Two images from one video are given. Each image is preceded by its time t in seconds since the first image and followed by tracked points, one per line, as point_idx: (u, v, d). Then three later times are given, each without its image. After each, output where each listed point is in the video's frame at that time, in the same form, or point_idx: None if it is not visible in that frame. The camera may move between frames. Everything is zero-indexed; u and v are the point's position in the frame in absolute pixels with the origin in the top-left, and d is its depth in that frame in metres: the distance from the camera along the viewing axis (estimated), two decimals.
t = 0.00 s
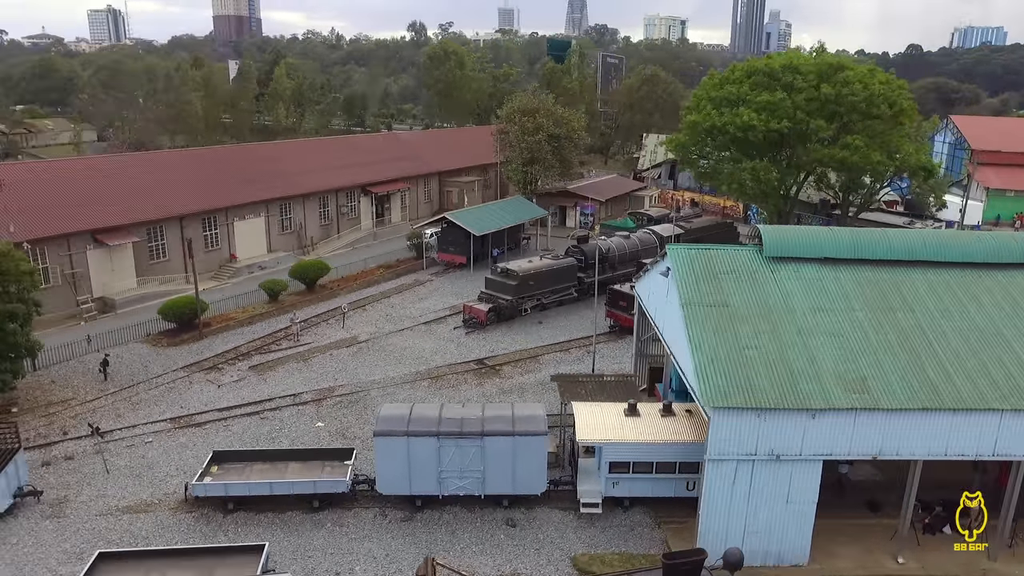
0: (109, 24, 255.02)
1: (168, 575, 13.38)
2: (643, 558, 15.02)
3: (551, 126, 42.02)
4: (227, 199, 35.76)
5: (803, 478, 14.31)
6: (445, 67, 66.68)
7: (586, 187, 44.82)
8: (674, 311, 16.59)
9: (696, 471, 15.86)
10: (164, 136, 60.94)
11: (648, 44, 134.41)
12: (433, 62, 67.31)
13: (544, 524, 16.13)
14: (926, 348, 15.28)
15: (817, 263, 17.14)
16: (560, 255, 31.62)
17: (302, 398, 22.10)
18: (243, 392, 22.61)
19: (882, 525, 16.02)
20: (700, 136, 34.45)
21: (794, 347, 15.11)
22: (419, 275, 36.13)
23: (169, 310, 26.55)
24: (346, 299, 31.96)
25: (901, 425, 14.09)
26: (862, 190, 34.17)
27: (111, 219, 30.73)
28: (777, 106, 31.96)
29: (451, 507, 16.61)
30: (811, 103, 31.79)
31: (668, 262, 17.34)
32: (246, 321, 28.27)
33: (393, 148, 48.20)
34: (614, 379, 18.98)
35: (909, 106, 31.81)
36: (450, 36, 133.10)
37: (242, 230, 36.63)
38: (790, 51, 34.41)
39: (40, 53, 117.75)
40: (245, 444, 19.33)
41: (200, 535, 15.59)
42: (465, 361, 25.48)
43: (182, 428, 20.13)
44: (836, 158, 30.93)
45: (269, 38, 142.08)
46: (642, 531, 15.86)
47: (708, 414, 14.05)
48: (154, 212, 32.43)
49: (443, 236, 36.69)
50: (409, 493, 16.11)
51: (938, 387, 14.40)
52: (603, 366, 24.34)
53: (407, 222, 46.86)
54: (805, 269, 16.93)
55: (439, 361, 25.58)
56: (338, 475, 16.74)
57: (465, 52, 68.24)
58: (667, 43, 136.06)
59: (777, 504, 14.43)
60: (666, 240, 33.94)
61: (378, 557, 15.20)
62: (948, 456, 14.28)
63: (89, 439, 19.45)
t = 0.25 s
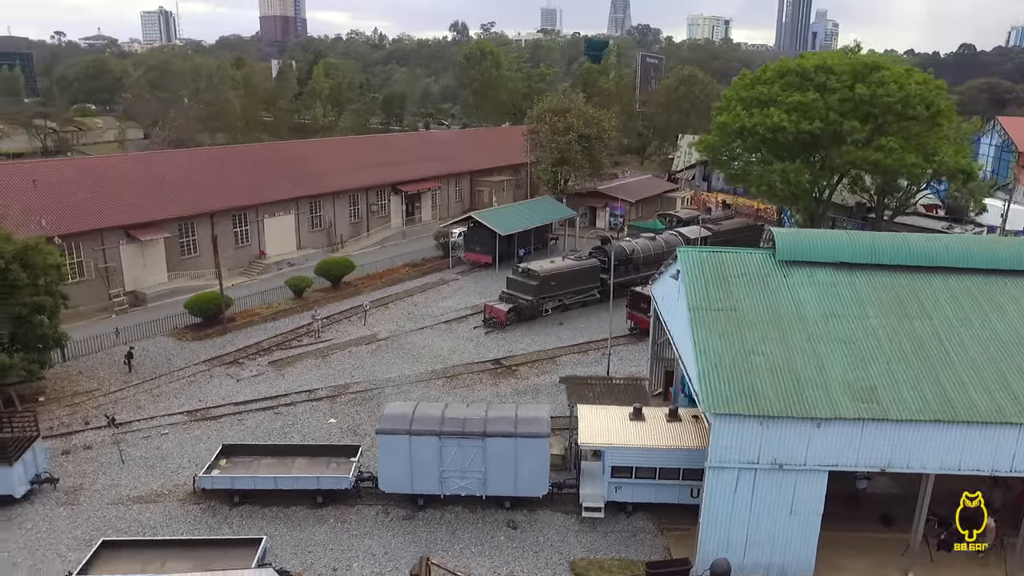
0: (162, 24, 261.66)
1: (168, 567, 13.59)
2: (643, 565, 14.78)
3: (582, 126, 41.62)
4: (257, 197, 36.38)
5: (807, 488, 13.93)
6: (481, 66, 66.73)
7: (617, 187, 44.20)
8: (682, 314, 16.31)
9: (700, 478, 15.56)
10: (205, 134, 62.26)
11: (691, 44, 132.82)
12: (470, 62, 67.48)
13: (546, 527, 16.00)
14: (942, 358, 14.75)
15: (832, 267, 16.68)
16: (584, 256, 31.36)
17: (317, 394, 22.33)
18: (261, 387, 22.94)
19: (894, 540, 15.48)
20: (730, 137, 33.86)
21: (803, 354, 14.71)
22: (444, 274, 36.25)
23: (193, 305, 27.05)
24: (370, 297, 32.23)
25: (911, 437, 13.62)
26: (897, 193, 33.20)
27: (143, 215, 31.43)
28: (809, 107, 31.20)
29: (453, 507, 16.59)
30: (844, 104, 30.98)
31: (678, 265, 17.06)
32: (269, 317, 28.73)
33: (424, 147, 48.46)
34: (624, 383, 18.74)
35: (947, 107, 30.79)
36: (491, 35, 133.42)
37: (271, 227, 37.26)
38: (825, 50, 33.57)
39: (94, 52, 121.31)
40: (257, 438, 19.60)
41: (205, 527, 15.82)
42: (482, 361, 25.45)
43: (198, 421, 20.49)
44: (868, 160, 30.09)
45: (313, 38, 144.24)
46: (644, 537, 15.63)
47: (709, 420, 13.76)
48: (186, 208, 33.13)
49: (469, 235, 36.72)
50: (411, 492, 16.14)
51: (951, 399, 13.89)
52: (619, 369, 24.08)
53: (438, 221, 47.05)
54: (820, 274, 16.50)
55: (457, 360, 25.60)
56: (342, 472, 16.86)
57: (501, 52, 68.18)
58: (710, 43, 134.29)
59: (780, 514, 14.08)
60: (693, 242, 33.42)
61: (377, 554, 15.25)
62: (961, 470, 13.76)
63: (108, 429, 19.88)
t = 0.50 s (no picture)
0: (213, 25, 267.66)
1: (167, 558, 13.81)
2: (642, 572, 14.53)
3: (612, 126, 41.04)
4: (287, 195, 36.94)
5: (811, 501, 13.53)
6: (517, 67, 66.56)
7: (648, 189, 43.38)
8: (690, 318, 16.03)
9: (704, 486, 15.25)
10: (245, 132, 63.46)
11: (735, 45, 130.94)
12: (506, 62, 67.39)
13: (547, 531, 15.85)
14: (958, 369, 14.22)
15: (847, 273, 16.20)
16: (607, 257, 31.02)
17: (332, 391, 22.55)
18: (278, 383, 23.27)
19: (905, 556, 14.93)
20: (760, 139, 33.24)
21: (810, 362, 14.32)
22: (469, 274, 36.27)
23: (218, 301, 27.54)
24: (394, 295, 32.46)
25: (920, 451, 13.15)
26: (934, 197, 32.15)
27: (175, 212, 32.13)
28: (842, 108, 30.43)
29: (455, 508, 16.57)
30: (878, 105, 30.13)
31: (688, 268, 16.79)
32: (292, 314, 29.15)
33: (456, 147, 48.62)
34: (633, 387, 18.49)
35: (987, 108, 29.71)
36: (532, 35, 133.35)
37: (300, 225, 37.79)
38: (860, 50, 32.71)
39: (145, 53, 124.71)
40: (270, 434, 19.85)
41: (210, 520, 16.06)
42: (498, 362, 25.38)
43: (213, 415, 20.85)
44: (901, 162, 29.23)
45: (357, 39, 146.17)
46: (645, 544, 15.39)
47: (709, 428, 13.49)
48: (217, 205, 33.80)
49: (495, 235, 36.65)
50: (412, 491, 16.16)
51: (965, 413, 13.35)
52: (636, 372, 23.78)
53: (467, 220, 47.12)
54: (834, 279, 16.05)
55: (474, 360, 25.59)
56: (346, 469, 16.97)
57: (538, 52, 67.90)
58: (754, 43, 132.17)
59: (783, 526, 13.71)
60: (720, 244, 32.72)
61: (375, 552, 15.29)
62: (974, 488, 13.22)
63: (127, 420, 20.32)
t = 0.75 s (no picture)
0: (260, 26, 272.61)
1: (168, 550, 14.03)
2: None
3: (643, 128, 40.34)
4: (316, 193, 37.40)
5: (813, 514, 13.15)
6: (553, 67, 65.61)
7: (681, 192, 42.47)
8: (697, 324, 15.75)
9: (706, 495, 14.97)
10: (283, 131, 64.44)
11: (779, 44, 128.55)
12: (541, 63, 66.56)
13: (548, 535, 15.72)
14: (972, 382, 13.70)
15: (861, 279, 15.73)
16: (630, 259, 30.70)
17: (347, 389, 22.73)
18: (295, 380, 23.54)
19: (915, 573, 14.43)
20: (791, 141, 32.56)
21: (816, 371, 13.93)
22: (494, 274, 36.21)
23: (242, 298, 27.97)
24: (417, 294, 32.63)
25: (928, 466, 12.70)
26: (972, 202, 31.08)
27: (205, 209, 32.76)
28: (875, 109, 29.59)
29: (457, 509, 16.54)
30: (913, 106, 29.20)
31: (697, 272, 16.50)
32: (315, 312, 29.49)
33: (487, 146, 48.62)
34: (642, 392, 18.24)
35: None
36: (573, 35, 132.75)
37: (329, 223, 38.24)
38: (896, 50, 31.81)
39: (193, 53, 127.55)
40: (282, 430, 20.08)
41: (216, 513, 16.31)
42: (515, 363, 25.29)
43: (229, 410, 21.18)
44: (936, 166, 28.29)
45: (398, 38, 147.43)
46: (645, 552, 15.15)
47: (708, 436, 13.22)
48: (246, 203, 34.36)
49: (521, 236, 36.49)
50: (414, 491, 16.18)
51: (977, 427, 12.84)
52: (652, 377, 23.47)
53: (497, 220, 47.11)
54: (847, 286, 15.60)
55: (491, 361, 25.54)
56: (351, 467, 17.07)
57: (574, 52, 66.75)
58: (799, 43, 129.58)
59: (784, 539, 13.35)
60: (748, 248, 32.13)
61: (374, 551, 15.34)
62: (985, 506, 12.71)
63: (146, 412, 20.70)
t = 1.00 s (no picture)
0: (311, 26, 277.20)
1: (172, 541, 14.30)
2: None
3: (677, 128, 39.70)
4: (348, 192, 37.81)
5: (816, 529, 12.79)
6: (592, 68, 65.14)
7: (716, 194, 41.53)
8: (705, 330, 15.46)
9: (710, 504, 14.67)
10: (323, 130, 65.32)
11: (829, 44, 125.58)
12: (581, 64, 66.25)
13: (550, 540, 15.59)
14: (988, 396, 13.18)
15: (877, 287, 15.31)
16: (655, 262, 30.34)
17: (364, 387, 22.89)
18: (315, 376, 23.82)
19: None
20: (825, 143, 31.81)
21: (824, 382, 13.55)
22: (522, 274, 36.07)
23: (269, 294, 28.44)
24: (443, 293, 32.77)
25: (936, 483, 12.24)
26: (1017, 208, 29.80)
27: (237, 207, 33.40)
28: (913, 111, 28.68)
29: (461, 511, 16.52)
30: (953, 108, 28.18)
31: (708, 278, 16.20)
32: (340, 310, 29.84)
33: (522, 146, 48.49)
34: (653, 397, 17.98)
35: None
36: (618, 35, 131.78)
37: (360, 222, 38.64)
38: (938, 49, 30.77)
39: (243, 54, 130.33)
40: (297, 426, 20.30)
41: (225, 507, 16.57)
42: (534, 365, 25.16)
43: (247, 405, 21.51)
44: (976, 170, 27.23)
45: (443, 39, 148.27)
46: (648, 560, 14.90)
47: (707, 445, 12.94)
48: (279, 202, 34.93)
49: (550, 236, 36.14)
50: (418, 492, 16.20)
51: (991, 445, 12.33)
52: (672, 382, 23.11)
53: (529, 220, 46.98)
54: (861, 295, 15.16)
55: (510, 362, 25.46)
56: (358, 465, 17.18)
57: (614, 53, 66.12)
58: (849, 43, 126.41)
59: (785, 554, 13.00)
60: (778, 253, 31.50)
61: (376, 550, 15.40)
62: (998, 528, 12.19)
63: (167, 405, 21.15)
